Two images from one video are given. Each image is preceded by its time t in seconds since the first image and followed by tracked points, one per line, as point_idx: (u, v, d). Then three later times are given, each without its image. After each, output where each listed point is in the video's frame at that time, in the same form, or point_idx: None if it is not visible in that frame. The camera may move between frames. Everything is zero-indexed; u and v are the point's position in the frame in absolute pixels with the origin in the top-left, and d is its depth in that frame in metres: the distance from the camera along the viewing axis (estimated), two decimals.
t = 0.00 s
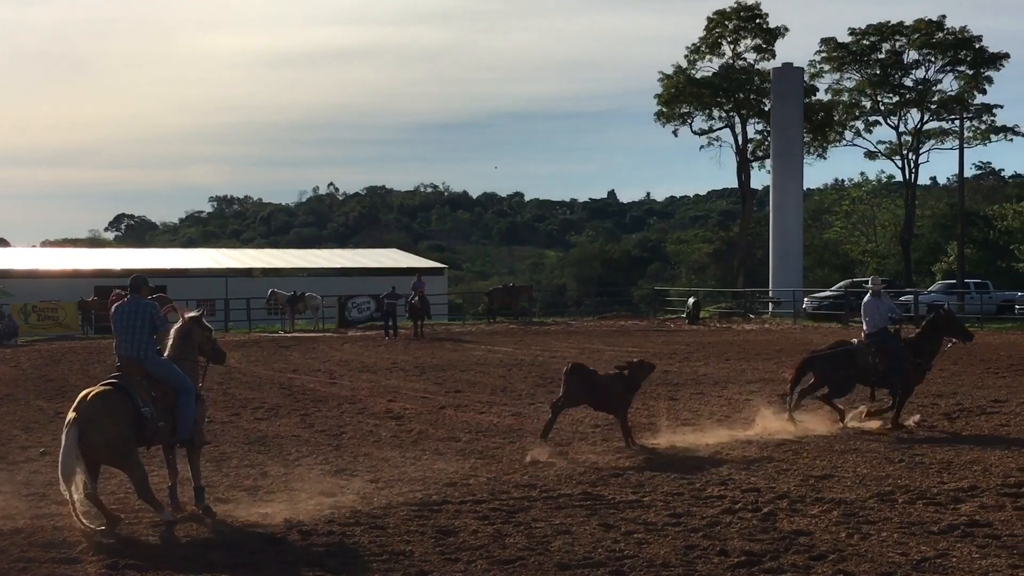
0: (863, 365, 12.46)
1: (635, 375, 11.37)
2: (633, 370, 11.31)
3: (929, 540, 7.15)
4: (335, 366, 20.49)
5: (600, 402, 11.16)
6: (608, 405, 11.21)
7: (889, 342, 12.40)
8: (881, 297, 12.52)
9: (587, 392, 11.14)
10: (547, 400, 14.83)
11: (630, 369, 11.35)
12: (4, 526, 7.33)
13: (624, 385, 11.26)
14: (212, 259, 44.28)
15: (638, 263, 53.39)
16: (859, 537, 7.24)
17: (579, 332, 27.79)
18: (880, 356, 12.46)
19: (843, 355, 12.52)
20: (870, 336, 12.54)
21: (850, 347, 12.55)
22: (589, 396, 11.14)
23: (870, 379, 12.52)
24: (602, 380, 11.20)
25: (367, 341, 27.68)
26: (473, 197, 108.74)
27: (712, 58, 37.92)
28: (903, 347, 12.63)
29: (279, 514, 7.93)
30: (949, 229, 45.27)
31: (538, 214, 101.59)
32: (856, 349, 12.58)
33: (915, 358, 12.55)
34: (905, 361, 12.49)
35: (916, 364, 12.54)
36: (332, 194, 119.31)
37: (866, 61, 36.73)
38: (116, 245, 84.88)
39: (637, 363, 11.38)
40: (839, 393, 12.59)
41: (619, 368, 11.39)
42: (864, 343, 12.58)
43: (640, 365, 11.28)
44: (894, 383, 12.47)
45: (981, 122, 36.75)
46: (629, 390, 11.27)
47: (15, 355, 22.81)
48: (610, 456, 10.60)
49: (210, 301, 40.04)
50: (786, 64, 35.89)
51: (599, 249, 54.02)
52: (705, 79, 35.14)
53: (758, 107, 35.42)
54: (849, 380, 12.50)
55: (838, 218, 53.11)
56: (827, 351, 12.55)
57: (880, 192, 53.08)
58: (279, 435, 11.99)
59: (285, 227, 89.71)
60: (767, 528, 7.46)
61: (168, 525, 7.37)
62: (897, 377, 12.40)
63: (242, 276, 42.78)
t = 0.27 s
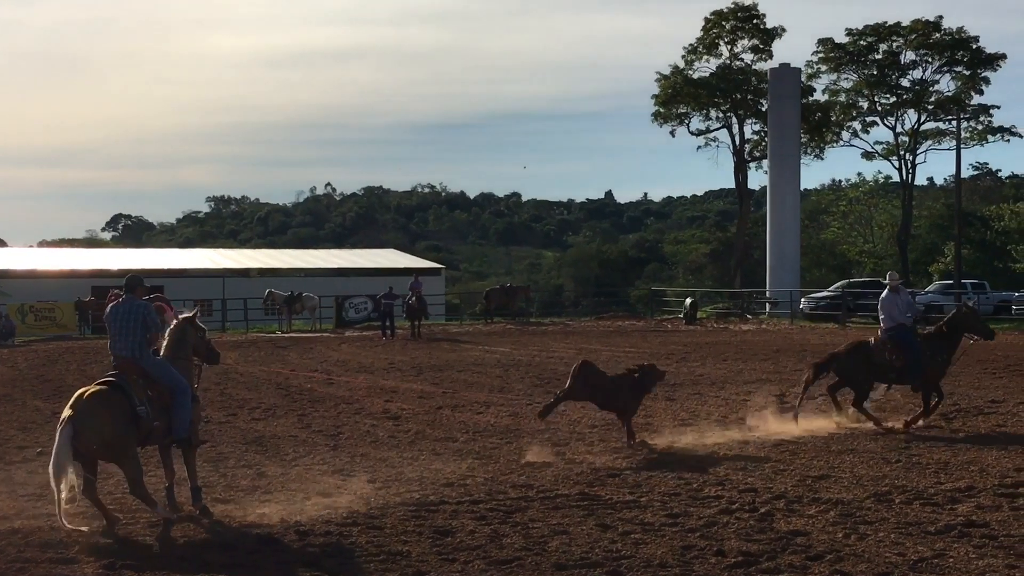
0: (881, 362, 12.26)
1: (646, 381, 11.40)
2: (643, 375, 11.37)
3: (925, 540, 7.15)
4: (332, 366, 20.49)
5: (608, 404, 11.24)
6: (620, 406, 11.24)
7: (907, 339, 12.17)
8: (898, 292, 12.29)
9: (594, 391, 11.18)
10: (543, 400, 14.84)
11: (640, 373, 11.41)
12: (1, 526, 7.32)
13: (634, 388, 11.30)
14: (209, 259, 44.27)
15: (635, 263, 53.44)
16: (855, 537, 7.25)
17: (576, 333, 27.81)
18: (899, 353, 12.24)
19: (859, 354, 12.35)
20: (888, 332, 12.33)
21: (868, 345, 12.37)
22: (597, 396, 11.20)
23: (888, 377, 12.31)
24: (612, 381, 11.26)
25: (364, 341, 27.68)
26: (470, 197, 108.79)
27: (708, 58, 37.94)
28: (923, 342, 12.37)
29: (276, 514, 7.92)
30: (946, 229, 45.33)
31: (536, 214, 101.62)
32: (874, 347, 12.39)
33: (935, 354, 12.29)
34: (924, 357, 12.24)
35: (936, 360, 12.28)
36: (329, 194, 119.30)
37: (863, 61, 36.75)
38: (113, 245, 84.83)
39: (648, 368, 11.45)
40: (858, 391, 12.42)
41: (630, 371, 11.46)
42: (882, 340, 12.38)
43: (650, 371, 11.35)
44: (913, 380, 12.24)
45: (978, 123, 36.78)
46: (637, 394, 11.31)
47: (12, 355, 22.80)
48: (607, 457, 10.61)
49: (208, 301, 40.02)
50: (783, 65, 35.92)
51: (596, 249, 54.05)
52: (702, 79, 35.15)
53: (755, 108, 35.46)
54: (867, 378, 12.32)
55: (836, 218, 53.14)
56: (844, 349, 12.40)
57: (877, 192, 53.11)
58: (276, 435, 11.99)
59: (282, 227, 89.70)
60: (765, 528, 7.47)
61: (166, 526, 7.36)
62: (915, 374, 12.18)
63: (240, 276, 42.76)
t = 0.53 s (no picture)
0: (899, 363, 12.18)
1: (653, 377, 11.46)
2: (651, 371, 11.43)
3: (924, 540, 7.15)
4: (331, 366, 20.49)
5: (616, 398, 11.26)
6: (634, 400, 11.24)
7: (925, 338, 12.05)
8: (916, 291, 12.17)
9: (600, 383, 11.18)
10: (542, 400, 14.84)
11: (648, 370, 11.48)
12: None
13: (642, 381, 11.34)
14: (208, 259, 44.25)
15: (634, 263, 53.45)
16: (854, 537, 7.25)
17: (575, 333, 27.82)
18: (917, 352, 12.13)
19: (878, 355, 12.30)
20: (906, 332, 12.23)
21: (887, 345, 12.30)
22: (604, 388, 11.21)
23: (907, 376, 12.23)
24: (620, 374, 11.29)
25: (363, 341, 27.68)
26: (468, 197, 108.80)
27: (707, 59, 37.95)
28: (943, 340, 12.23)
29: (275, 514, 7.91)
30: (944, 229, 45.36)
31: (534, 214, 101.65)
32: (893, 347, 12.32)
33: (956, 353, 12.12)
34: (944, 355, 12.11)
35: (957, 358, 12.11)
36: (328, 194, 119.29)
37: (862, 61, 36.77)
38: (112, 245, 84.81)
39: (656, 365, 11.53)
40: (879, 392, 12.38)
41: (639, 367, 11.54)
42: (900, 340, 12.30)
43: (658, 367, 11.43)
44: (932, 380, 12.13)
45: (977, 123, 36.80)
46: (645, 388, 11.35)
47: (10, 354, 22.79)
48: (606, 456, 10.61)
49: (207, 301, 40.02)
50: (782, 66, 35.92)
51: (595, 250, 54.05)
52: (701, 79, 35.15)
53: (754, 108, 35.47)
54: (886, 379, 12.27)
55: (835, 219, 53.16)
56: (864, 351, 12.38)
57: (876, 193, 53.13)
58: (275, 435, 11.99)
59: (281, 227, 89.69)
60: (763, 528, 7.47)
61: (164, 526, 7.36)
62: (933, 373, 12.06)
63: (238, 276, 42.75)
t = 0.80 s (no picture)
0: (920, 366, 12.14)
1: (656, 371, 11.39)
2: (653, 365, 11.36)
3: (924, 540, 7.15)
4: (331, 366, 20.47)
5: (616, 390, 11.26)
6: (640, 396, 11.25)
7: (945, 341, 11.96)
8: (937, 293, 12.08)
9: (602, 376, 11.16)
10: (542, 399, 14.83)
11: (650, 364, 11.40)
12: None
13: (644, 375, 11.28)
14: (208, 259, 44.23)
15: (634, 263, 53.43)
16: (853, 536, 7.25)
17: (575, 332, 27.79)
18: (938, 354, 12.05)
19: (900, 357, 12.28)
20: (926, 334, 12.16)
21: (908, 347, 12.27)
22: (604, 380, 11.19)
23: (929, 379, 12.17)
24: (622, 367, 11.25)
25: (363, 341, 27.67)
26: (468, 197, 108.75)
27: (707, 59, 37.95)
28: (967, 341, 12.09)
29: (275, 514, 7.90)
30: (944, 229, 45.35)
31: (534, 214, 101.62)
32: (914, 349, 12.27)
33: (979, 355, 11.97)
34: (965, 358, 11.99)
35: (980, 360, 11.97)
36: (328, 194, 119.24)
37: (862, 61, 36.76)
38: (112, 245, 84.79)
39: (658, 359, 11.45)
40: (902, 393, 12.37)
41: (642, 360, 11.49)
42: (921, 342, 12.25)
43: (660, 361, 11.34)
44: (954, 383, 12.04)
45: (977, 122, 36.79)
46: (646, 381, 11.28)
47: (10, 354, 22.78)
48: (606, 456, 10.60)
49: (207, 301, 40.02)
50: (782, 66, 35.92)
51: (596, 250, 54.01)
52: (701, 79, 35.15)
53: (753, 108, 35.47)
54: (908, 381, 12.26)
55: (835, 219, 53.13)
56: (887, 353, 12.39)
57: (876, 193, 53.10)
58: (275, 435, 11.99)
59: (281, 227, 89.67)
60: (762, 528, 7.47)
61: (164, 526, 7.36)
62: (953, 376, 11.97)
63: (238, 276, 42.73)
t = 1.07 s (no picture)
0: (939, 367, 12.13)
1: (654, 364, 11.37)
2: (653, 359, 11.33)
3: (925, 540, 7.15)
4: (332, 367, 20.46)
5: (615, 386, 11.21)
6: (640, 392, 11.21)
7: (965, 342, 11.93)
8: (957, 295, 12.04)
9: (605, 370, 11.08)
10: (542, 399, 14.83)
11: (648, 359, 11.38)
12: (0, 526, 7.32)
13: (643, 370, 11.24)
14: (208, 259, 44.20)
15: (635, 263, 53.40)
16: (854, 536, 7.24)
17: (575, 333, 27.76)
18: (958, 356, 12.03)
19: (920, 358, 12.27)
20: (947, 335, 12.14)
21: (929, 348, 12.25)
22: (604, 374, 11.11)
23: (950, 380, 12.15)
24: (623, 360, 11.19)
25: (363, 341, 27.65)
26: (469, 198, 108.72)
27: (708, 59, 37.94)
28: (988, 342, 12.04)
29: (276, 514, 7.89)
30: (945, 229, 45.32)
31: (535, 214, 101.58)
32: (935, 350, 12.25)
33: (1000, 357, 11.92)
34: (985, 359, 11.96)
35: (1000, 362, 11.92)
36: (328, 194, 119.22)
37: (863, 61, 36.76)
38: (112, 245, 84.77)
39: (655, 352, 11.42)
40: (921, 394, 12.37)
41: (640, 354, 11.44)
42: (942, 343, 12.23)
43: (658, 355, 11.32)
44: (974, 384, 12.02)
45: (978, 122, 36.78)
46: (646, 377, 11.25)
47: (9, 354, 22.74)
48: (608, 456, 10.58)
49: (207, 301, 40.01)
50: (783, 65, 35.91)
51: (596, 250, 53.98)
52: (701, 79, 35.13)
53: (754, 108, 35.44)
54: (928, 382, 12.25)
55: (837, 219, 53.10)
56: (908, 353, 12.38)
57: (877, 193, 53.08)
58: (275, 435, 11.99)
59: (282, 227, 89.65)
60: (763, 527, 7.47)
61: (165, 526, 7.36)
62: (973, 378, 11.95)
63: (239, 275, 42.71)
